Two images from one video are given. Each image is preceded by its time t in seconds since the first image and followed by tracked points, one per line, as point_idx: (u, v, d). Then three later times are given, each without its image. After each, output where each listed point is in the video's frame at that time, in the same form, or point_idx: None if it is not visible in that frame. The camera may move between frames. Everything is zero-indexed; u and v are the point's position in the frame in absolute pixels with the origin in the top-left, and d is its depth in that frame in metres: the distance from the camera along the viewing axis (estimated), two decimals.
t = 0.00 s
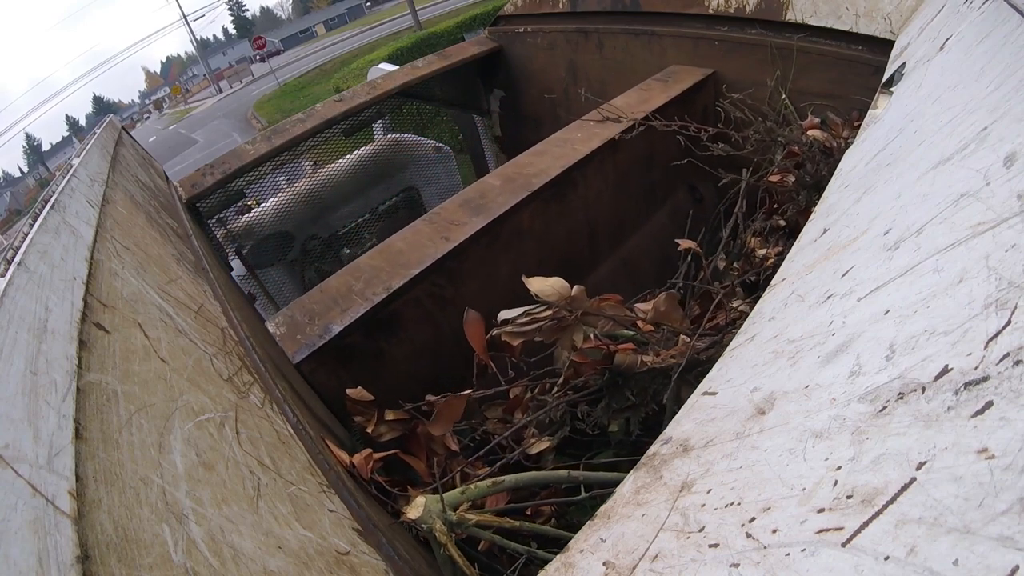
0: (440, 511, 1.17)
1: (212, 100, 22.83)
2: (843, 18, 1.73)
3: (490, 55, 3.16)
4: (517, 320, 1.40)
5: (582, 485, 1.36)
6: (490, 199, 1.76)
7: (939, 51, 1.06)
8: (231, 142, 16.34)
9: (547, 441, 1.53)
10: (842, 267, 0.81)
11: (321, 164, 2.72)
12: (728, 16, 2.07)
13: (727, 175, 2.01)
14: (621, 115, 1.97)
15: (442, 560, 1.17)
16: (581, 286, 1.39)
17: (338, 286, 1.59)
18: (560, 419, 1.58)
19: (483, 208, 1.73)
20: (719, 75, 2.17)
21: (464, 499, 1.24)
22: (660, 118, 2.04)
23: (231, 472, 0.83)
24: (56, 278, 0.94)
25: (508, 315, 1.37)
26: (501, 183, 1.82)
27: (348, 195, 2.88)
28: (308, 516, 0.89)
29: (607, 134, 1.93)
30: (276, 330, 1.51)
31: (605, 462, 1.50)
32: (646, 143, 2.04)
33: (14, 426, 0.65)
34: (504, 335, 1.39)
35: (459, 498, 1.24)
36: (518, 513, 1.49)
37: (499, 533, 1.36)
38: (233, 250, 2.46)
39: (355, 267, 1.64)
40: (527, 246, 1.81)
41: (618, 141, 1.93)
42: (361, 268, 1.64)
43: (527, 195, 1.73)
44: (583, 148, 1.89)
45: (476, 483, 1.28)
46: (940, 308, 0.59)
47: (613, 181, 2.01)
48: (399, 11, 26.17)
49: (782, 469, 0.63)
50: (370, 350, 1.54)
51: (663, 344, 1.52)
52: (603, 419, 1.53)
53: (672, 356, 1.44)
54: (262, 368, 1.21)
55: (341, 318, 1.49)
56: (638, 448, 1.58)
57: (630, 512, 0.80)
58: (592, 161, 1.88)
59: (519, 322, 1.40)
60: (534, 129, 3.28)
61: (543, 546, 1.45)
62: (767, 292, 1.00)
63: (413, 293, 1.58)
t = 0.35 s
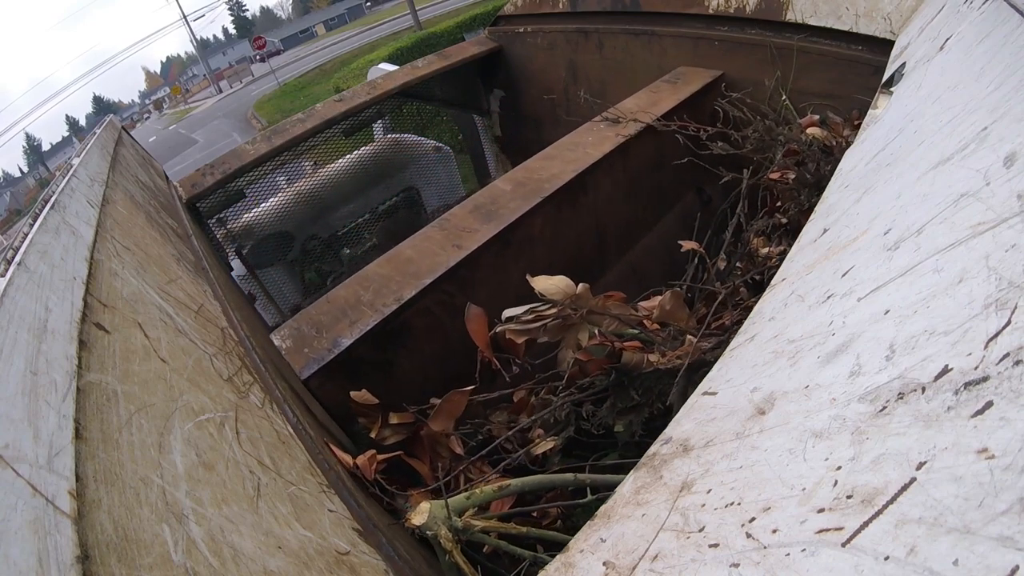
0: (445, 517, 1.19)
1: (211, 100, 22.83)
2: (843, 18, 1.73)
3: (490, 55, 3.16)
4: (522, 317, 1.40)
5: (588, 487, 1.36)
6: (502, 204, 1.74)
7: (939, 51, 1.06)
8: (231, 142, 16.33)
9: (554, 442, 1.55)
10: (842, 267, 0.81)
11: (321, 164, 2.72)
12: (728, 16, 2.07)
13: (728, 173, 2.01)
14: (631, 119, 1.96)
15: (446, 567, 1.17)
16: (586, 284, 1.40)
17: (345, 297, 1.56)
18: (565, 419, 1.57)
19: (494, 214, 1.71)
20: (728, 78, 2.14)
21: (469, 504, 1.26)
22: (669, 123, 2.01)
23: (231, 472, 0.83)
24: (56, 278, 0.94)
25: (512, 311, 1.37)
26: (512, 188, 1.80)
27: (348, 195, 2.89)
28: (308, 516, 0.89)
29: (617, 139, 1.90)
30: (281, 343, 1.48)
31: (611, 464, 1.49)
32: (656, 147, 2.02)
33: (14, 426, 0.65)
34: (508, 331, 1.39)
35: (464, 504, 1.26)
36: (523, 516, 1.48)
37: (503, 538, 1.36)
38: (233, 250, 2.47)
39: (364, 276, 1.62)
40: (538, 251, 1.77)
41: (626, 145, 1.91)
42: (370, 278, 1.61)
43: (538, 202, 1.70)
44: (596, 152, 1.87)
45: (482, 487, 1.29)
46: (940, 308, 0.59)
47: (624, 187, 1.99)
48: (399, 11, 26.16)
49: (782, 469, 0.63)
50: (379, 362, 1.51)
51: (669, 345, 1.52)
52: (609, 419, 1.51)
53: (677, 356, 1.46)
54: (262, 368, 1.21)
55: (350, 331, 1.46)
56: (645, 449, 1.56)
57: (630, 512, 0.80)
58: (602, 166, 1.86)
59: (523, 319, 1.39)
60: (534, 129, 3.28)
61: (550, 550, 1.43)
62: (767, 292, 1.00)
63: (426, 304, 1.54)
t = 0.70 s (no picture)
0: (450, 524, 1.19)
1: (212, 100, 22.82)
2: (844, 18, 1.73)
3: (490, 55, 3.16)
4: (524, 316, 1.36)
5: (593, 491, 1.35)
6: (515, 211, 1.72)
7: (939, 51, 1.06)
8: (231, 142, 16.33)
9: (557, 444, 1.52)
10: (842, 267, 0.81)
11: (321, 164, 2.72)
12: (728, 16, 2.07)
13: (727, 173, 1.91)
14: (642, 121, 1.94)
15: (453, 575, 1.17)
16: (589, 282, 1.36)
17: (355, 307, 1.54)
18: (569, 419, 1.57)
19: (507, 220, 1.68)
20: (739, 80, 2.11)
21: (475, 510, 1.27)
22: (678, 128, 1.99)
23: (231, 472, 0.83)
24: (56, 278, 0.94)
25: (513, 310, 1.33)
26: (525, 194, 1.78)
27: (348, 195, 2.89)
28: (308, 516, 0.89)
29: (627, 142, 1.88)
30: (288, 358, 1.45)
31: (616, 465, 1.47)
32: (667, 150, 2.00)
33: (14, 426, 0.65)
34: (509, 331, 1.35)
35: (470, 510, 1.28)
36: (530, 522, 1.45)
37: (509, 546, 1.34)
38: (233, 250, 2.48)
39: (376, 284, 1.60)
40: (549, 258, 1.74)
41: (637, 149, 1.88)
42: (380, 287, 1.58)
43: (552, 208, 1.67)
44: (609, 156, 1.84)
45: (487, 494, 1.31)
46: (940, 308, 0.59)
47: (633, 190, 1.96)
48: (399, 11, 26.15)
49: (782, 469, 0.63)
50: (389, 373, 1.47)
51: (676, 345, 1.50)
52: (614, 420, 1.50)
53: (683, 356, 1.43)
54: (262, 368, 1.21)
55: (360, 344, 1.43)
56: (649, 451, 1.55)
57: (630, 512, 0.80)
58: (613, 171, 1.83)
59: (525, 318, 1.35)
60: (534, 129, 3.28)
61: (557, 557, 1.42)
62: (768, 292, 1.00)
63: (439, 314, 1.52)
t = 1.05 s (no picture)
0: (458, 533, 1.17)
1: (212, 100, 22.80)
2: (843, 18, 1.73)
3: (490, 55, 3.15)
4: (529, 316, 1.33)
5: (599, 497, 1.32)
6: (528, 216, 1.65)
7: (939, 51, 1.06)
8: (231, 142, 16.33)
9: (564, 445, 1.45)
10: (842, 267, 0.81)
11: (321, 164, 2.72)
12: (728, 16, 2.07)
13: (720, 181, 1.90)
14: (656, 124, 1.90)
15: None
16: (596, 282, 1.33)
17: (364, 316, 1.47)
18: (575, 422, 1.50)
19: (520, 226, 1.61)
20: (750, 82, 2.07)
21: (483, 518, 1.24)
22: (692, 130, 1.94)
23: (231, 472, 0.83)
24: (56, 278, 0.94)
25: (519, 309, 1.31)
26: (537, 199, 1.71)
27: (348, 196, 2.90)
28: (308, 516, 0.89)
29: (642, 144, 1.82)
30: (296, 370, 1.37)
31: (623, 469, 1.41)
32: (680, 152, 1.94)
33: (14, 426, 0.65)
34: (514, 330, 1.32)
35: (477, 518, 1.24)
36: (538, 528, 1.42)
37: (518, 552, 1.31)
38: (233, 250, 2.49)
39: (388, 292, 1.53)
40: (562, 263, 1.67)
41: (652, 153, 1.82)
42: (389, 295, 1.51)
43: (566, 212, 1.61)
44: (624, 161, 1.78)
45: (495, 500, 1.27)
46: (940, 308, 0.59)
47: (645, 192, 1.89)
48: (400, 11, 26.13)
49: (782, 469, 0.63)
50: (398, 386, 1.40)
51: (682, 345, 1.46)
52: (621, 423, 1.47)
53: (690, 359, 1.39)
54: (262, 368, 1.21)
55: (371, 355, 1.36)
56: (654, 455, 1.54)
57: (630, 512, 0.80)
58: (625, 176, 1.77)
59: (531, 318, 1.33)
60: (534, 129, 3.27)
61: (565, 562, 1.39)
62: (768, 292, 1.00)
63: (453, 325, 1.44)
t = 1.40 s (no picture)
0: (467, 539, 1.17)
1: (212, 99, 22.77)
2: (843, 18, 1.73)
3: (490, 55, 3.15)
4: (536, 317, 1.32)
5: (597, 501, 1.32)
6: (540, 220, 1.63)
7: (939, 51, 1.06)
8: (231, 142, 16.32)
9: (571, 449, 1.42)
10: (842, 267, 0.81)
11: (321, 164, 2.72)
12: (728, 16, 2.07)
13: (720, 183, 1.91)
14: (668, 127, 1.87)
15: None
16: (603, 285, 1.34)
17: (374, 326, 1.45)
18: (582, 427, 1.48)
19: (533, 231, 1.59)
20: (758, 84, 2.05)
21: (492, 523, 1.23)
22: (703, 133, 1.92)
23: (231, 472, 0.83)
24: (56, 278, 0.94)
25: (526, 310, 1.31)
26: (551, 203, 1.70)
27: (348, 196, 2.90)
28: (308, 516, 0.89)
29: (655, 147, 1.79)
30: (305, 383, 1.35)
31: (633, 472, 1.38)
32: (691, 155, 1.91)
33: (14, 426, 0.65)
34: (521, 331, 1.31)
35: (487, 523, 1.24)
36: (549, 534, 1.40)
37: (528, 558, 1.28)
38: (233, 250, 2.49)
39: (398, 300, 1.51)
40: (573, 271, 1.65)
41: (665, 157, 1.78)
42: (401, 303, 1.50)
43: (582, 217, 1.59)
44: (637, 164, 1.75)
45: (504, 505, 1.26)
46: (941, 308, 0.59)
47: (657, 197, 1.85)
48: (400, 11, 26.11)
49: (782, 469, 0.63)
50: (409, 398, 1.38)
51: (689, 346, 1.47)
52: (630, 428, 1.44)
53: (696, 362, 1.41)
54: (261, 368, 1.22)
55: (383, 367, 1.34)
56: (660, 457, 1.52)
57: (630, 512, 0.80)
58: (639, 181, 1.74)
59: (538, 319, 1.32)
60: (534, 129, 3.27)
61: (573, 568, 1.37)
62: (768, 292, 1.00)
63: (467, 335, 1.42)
